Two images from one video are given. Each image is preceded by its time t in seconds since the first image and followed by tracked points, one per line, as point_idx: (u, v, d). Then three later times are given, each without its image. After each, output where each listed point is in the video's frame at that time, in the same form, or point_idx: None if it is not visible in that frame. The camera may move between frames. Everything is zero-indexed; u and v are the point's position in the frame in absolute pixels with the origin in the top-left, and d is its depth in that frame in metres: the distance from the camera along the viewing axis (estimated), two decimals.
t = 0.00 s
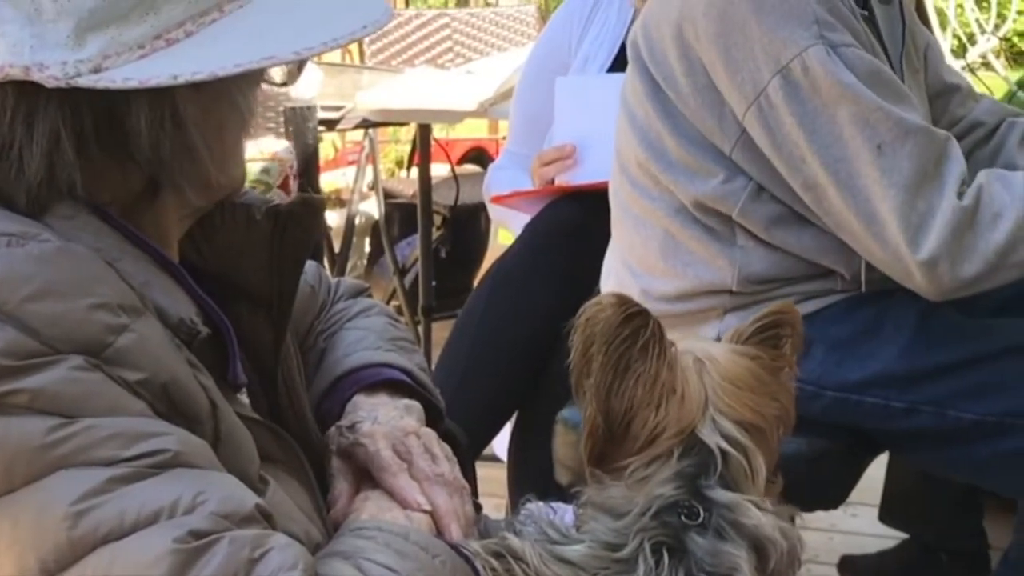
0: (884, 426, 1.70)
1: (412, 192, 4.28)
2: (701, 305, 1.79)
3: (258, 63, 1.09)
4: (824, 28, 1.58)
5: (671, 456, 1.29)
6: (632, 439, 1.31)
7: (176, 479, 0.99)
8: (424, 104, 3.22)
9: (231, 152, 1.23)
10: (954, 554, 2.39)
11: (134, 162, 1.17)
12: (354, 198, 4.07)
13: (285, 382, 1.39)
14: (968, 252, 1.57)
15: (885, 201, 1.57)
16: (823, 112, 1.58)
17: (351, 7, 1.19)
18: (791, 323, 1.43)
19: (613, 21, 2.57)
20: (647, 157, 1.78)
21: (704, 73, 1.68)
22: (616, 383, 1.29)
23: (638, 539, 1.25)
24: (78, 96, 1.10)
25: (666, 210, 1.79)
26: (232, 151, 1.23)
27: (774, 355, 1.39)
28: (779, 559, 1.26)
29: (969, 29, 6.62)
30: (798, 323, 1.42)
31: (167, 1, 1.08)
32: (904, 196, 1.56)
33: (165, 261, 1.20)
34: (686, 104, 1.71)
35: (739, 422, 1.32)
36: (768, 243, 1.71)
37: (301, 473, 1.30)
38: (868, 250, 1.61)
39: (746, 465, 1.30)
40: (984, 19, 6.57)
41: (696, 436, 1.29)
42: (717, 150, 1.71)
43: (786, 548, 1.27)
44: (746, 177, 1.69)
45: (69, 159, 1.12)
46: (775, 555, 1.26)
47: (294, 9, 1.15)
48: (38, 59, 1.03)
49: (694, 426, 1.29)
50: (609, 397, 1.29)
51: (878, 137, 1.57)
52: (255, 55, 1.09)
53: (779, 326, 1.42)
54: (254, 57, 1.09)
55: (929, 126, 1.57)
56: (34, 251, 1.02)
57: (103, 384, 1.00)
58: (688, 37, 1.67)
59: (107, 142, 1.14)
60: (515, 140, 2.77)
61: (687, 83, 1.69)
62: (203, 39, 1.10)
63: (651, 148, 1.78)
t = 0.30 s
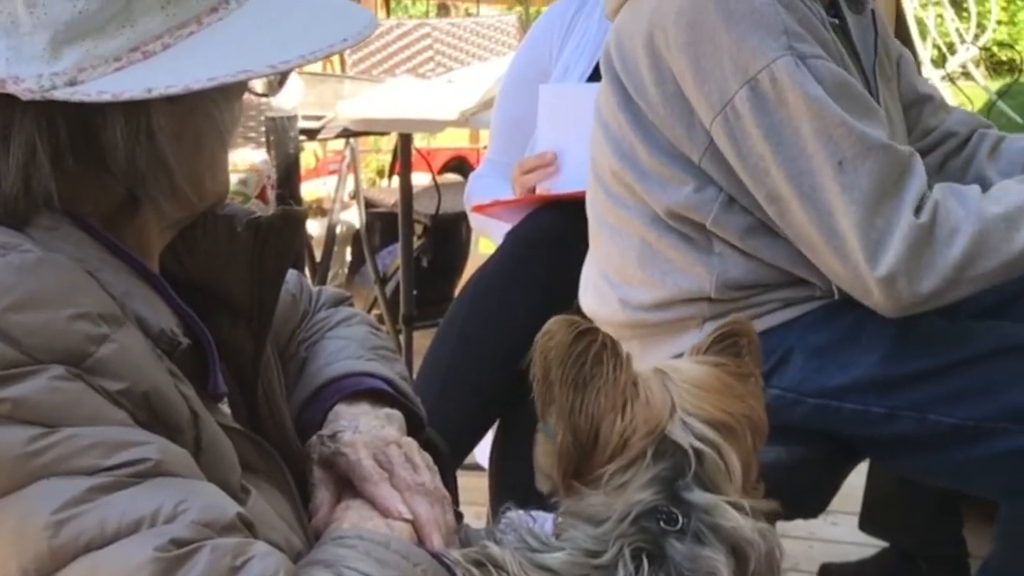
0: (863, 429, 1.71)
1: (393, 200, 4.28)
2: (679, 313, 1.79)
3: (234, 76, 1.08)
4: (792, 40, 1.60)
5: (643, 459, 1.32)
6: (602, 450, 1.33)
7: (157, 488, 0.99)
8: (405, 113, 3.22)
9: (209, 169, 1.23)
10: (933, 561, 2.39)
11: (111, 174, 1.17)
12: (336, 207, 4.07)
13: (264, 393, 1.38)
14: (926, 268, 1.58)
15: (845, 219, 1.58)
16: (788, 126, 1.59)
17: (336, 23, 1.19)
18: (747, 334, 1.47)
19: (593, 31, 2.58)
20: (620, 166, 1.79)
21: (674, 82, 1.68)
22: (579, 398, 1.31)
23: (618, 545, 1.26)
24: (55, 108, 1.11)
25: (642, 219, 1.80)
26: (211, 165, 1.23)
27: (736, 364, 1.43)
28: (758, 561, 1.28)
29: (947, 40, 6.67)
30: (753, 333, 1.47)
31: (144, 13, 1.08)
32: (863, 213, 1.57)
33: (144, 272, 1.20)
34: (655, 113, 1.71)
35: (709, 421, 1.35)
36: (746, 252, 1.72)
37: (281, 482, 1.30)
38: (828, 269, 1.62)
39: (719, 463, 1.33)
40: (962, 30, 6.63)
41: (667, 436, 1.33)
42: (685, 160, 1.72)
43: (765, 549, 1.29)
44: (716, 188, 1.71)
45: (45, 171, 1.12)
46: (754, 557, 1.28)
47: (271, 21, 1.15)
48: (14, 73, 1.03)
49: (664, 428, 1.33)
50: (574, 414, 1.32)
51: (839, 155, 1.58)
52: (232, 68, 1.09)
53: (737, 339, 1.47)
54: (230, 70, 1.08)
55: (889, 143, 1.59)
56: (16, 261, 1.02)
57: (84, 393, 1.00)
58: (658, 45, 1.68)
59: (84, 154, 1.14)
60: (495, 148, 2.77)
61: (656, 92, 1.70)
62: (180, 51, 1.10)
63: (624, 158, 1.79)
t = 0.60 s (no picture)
0: (842, 443, 1.72)
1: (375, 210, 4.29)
2: (658, 320, 1.80)
3: (208, 92, 1.08)
4: (771, 48, 1.61)
5: (620, 466, 1.34)
6: (577, 460, 1.34)
7: (140, 497, 0.99)
8: (386, 123, 3.23)
9: (188, 181, 1.23)
10: (913, 569, 2.41)
11: (88, 189, 1.17)
12: (317, 217, 4.08)
13: (247, 397, 1.39)
14: (889, 283, 1.59)
15: (812, 230, 1.58)
16: (762, 135, 1.60)
17: (319, 41, 1.19)
18: (723, 347, 1.49)
19: (574, 41, 2.60)
20: (602, 170, 1.80)
21: (653, 86, 1.70)
22: (554, 411, 1.33)
23: (598, 551, 1.26)
24: (32, 119, 1.10)
25: (621, 225, 1.81)
26: (189, 180, 1.24)
27: (713, 376, 1.46)
28: (738, 565, 1.29)
29: (925, 52, 6.73)
30: (729, 347, 1.49)
31: (121, 27, 1.08)
32: (830, 226, 1.58)
33: (127, 281, 1.20)
34: (634, 117, 1.73)
35: (685, 430, 1.37)
36: (722, 258, 1.73)
37: (264, 492, 1.30)
38: (792, 278, 1.63)
39: (697, 470, 1.35)
40: (940, 43, 6.69)
41: (643, 444, 1.35)
42: (665, 166, 1.73)
43: (743, 553, 1.31)
44: (693, 195, 1.71)
45: (20, 182, 1.12)
46: (734, 561, 1.29)
47: (253, 35, 1.16)
48: None
49: (640, 436, 1.35)
50: (549, 426, 1.33)
51: (810, 166, 1.58)
52: (206, 83, 1.09)
53: (713, 351, 1.49)
54: (204, 86, 1.09)
55: (861, 158, 1.59)
56: None
57: (66, 403, 1.00)
58: (641, 50, 1.70)
59: (59, 168, 1.14)
60: (476, 157, 2.77)
61: (636, 97, 1.71)
62: (157, 65, 1.10)
63: (606, 163, 1.80)
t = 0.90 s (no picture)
0: (820, 451, 1.73)
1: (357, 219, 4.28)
2: (643, 328, 1.81)
3: (178, 104, 1.08)
4: (757, 56, 1.62)
5: (600, 474, 1.34)
6: (557, 470, 1.35)
7: (121, 507, 0.99)
8: (368, 133, 3.24)
9: (161, 195, 1.23)
10: None
11: (60, 201, 1.17)
12: (298, 227, 4.07)
13: (229, 408, 1.38)
14: (864, 295, 1.60)
15: (789, 240, 1.59)
16: (744, 142, 1.61)
17: (300, 55, 1.20)
18: (698, 358, 1.50)
19: (556, 52, 2.60)
20: (589, 176, 1.81)
21: (640, 90, 1.70)
22: (532, 422, 1.35)
23: (580, 558, 1.26)
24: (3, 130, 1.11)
25: (608, 232, 1.81)
26: (163, 194, 1.23)
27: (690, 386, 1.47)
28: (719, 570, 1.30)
29: (901, 62, 6.79)
30: (704, 358, 1.50)
31: (94, 39, 1.09)
32: (807, 236, 1.59)
33: (108, 290, 1.20)
34: (620, 121, 1.73)
35: (663, 438, 1.38)
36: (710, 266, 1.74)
37: (246, 500, 1.29)
38: (767, 288, 1.64)
39: (677, 478, 1.36)
40: (919, 53, 6.74)
41: (622, 452, 1.36)
42: (652, 171, 1.74)
43: (724, 558, 1.31)
44: (679, 200, 1.72)
45: None
46: (715, 566, 1.29)
47: (235, 47, 1.16)
48: None
49: (619, 444, 1.36)
50: (528, 437, 1.35)
51: (788, 175, 1.59)
52: (179, 96, 1.09)
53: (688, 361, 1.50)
54: (176, 98, 1.08)
55: (840, 168, 1.60)
56: None
57: (46, 413, 1.00)
58: (626, 54, 1.71)
59: (32, 179, 1.15)
60: (459, 167, 2.78)
61: (622, 101, 1.72)
62: (128, 79, 1.10)
63: (593, 168, 1.81)
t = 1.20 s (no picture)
0: (794, 461, 1.74)
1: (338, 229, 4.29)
2: (626, 337, 1.81)
3: (150, 116, 1.08)
4: (740, 65, 1.63)
5: (580, 484, 1.35)
6: (536, 480, 1.37)
7: (102, 518, 0.99)
8: (349, 143, 3.24)
9: (139, 207, 1.23)
10: None
11: (36, 211, 1.17)
12: (280, 236, 4.07)
13: (212, 420, 1.39)
14: (843, 305, 1.61)
15: (769, 250, 1.61)
16: (726, 153, 1.63)
17: (282, 66, 1.21)
18: (674, 366, 1.50)
19: (536, 62, 2.62)
20: (571, 188, 1.82)
21: (622, 99, 1.72)
22: (510, 432, 1.36)
23: (560, 567, 1.26)
24: None
25: (590, 242, 1.82)
26: (141, 205, 1.23)
27: (669, 395, 1.48)
28: None
29: (879, 73, 6.84)
30: (679, 365, 1.50)
31: (69, 49, 1.09)
32: (787, 247, 1.60)
33: (88, 298, 1.20)
34: (603, 130, 1.74)
35: (642, 447, 1.39)
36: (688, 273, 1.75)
37: (228, 507, 1.30)
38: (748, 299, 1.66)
39: (656, 486, 1.37)
40: (897, 63, 6.80)
41: (601, 461, 1.37)
42: (635, 180, 1.75)
43: (703, 565, 1.32)
44: (662, 208, 1.73)
45: None
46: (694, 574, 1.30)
47: (216, 58, 1.17)
48: None
49: (598, 454, 1.37)
50: (506, 447, 1.36)
51: (770, 186, 1.60)
52: (152, 107, 1.09)
53: (663, 368, 1.50)
54: (148, 110, 1.09)
55: (820, 180, 1.61)
56: None
57: (27, 422, 1.00)
58: (610, 64, 1.72)
59: (9, 190, 1.16)
60: (439, 178, 2.79)
61: (604, 111, 1.73)
62: (103, 90, 1.10)
63: (575, 180, 1.82)
